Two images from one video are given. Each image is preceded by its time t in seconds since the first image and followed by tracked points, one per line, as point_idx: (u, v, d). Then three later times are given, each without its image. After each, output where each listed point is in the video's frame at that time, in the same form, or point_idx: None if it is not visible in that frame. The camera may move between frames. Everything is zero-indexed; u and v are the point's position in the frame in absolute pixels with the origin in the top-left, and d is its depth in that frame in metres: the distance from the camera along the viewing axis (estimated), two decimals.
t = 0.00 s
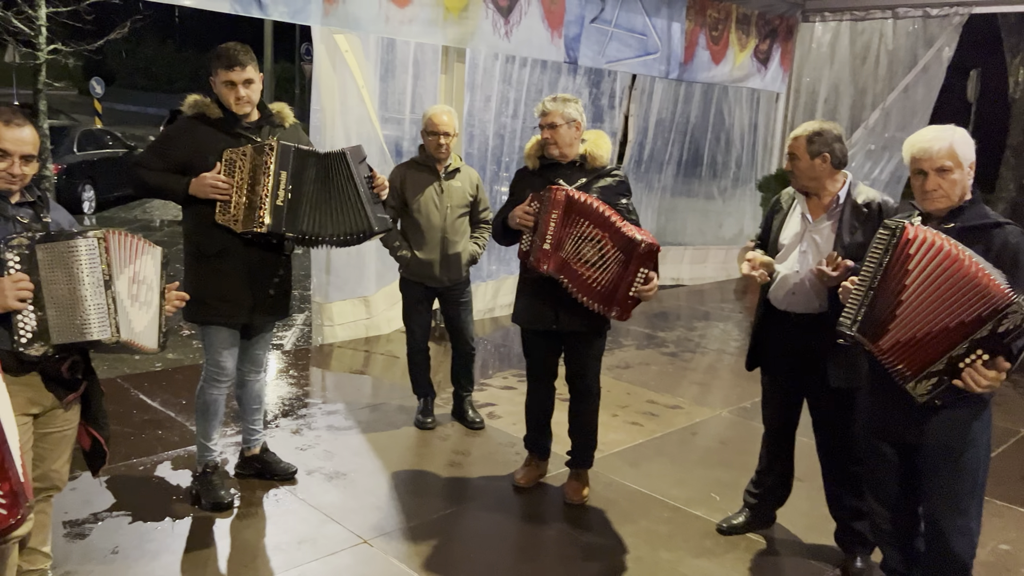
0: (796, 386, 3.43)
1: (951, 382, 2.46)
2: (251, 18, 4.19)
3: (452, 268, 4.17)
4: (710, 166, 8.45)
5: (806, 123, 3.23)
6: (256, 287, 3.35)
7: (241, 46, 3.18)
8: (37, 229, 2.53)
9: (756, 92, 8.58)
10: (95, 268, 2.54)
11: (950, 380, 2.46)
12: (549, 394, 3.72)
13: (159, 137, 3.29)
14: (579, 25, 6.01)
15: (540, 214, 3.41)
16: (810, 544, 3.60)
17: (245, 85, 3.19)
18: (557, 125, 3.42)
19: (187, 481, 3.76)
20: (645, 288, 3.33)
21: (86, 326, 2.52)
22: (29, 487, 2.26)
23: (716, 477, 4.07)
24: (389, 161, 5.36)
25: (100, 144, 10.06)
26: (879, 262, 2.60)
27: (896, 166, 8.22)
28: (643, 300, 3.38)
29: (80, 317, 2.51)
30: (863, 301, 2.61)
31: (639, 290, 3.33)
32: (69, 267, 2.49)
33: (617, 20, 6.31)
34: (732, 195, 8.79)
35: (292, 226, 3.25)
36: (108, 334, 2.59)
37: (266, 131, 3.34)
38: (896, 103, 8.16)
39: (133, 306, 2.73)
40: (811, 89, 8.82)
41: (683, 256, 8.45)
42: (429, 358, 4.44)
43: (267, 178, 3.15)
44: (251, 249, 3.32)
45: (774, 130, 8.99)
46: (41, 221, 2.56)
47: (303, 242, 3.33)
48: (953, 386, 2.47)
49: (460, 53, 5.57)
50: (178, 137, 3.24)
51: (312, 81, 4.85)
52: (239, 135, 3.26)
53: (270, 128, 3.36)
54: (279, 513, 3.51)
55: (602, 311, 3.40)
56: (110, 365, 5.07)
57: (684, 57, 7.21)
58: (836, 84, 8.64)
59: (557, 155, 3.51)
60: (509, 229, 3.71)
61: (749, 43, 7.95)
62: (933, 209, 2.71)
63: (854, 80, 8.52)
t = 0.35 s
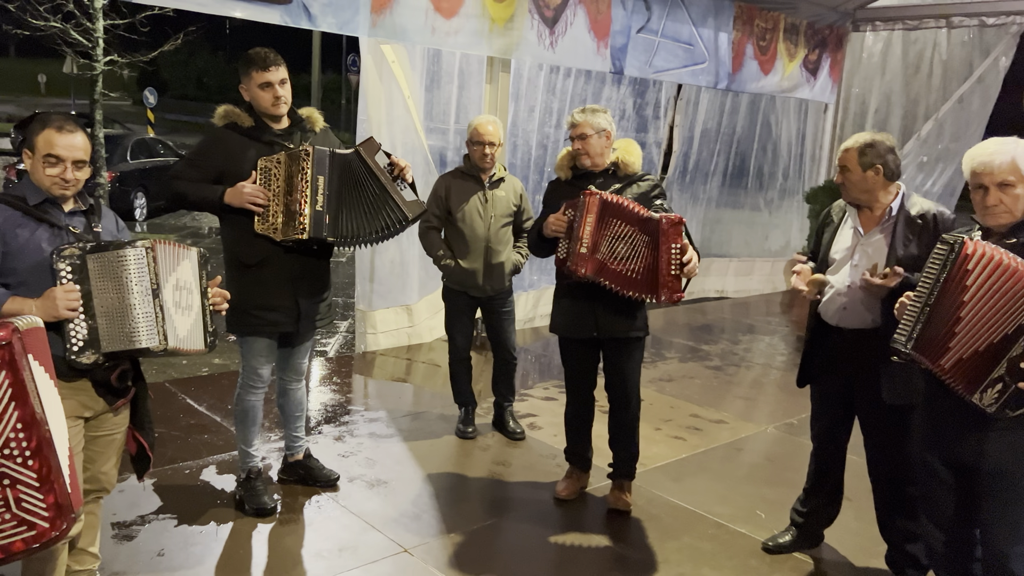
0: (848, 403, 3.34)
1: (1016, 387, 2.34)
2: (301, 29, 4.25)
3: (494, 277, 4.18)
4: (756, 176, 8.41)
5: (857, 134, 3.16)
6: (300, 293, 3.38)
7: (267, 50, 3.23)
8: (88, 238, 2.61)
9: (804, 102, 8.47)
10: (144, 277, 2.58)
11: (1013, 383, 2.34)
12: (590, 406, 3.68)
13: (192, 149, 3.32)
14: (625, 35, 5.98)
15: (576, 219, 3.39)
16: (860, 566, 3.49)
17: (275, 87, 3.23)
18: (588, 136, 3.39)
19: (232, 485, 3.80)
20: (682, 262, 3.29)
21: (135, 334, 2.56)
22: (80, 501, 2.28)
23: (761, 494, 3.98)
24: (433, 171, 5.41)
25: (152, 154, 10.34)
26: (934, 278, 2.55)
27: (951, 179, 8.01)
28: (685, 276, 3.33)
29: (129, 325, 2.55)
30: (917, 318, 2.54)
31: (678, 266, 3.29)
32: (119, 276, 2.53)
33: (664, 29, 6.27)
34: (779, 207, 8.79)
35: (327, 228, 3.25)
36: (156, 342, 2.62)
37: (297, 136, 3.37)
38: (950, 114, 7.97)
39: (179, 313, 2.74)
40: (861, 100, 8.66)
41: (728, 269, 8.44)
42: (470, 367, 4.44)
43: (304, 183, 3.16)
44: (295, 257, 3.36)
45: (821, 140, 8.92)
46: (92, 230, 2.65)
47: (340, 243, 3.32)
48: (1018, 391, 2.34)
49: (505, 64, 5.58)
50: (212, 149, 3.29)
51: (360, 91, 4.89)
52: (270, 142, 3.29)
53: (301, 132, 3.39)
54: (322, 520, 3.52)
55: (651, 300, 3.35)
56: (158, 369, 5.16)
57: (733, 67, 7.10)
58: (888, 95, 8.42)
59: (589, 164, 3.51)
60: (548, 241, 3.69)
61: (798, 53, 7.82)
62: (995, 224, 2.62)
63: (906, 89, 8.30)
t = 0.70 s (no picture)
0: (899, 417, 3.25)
1: None
2: (347, 39, 4.29)
3: (535, 285, 4.16)
4: (801, 185, 8.31)
5: (908, 141, 3.07)
6: (340, 299, 3.41)
7: (299, 57, 3.20)
8: (136, 245, 2.67)
9: (851, 110, 8.35)
10: (189, 282, 2.61)
11: None
12: (630, 415, 3.65)
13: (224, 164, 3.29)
14: (670, 42, 5.93)
15: (614, 226, 3.38)
16: None
17: (312, 92, 3.21)
18: (623, 145, 3.39)
19: (274, 490, 3.84)
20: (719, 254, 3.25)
21: (181, 339, 2.62)
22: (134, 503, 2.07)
23: (807, 509, 3.89)
24: (475, 180, 5.44)
25: (200, 162, 10.59)
26: (993, 286, 2.45)
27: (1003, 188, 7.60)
28: (724, 269, 3.29)
29: (175, 330, 2.60)
30: (973, 327, 2.45)
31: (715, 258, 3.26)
32: (164, 281, 2.56)
33: (710, 37, 6.20)
34: (825, 216, 8.70)
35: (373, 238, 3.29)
36: (202, 346, 2.67)
37: (329, 145, 3.38)
38: (1005, 121, 7.69)
39: (225, 317, 2.76)
40: (911, 107, 8.48)
41: (773, 280, 8.34)
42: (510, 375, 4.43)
43: (345, 194, 3.20)
44: (335, 265, 3.39)
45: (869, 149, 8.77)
46: (141, 236, 2.70)
47: (384, 252, 3.37)
48: None
49: (547, 72, 5.61)
50: (247, 161, 3.26)
51: (403, 101, 4.92)
52: (304, 152, 3.29)
53: (332, 141, 3.40)
54: (363, 525, 3.54)
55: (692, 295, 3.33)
56: (204, 373, 5.26)
57: (780, 74, 6.99)
58: (939, 101, 8.22)
59: (624, 173, 3.47)
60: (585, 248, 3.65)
61: (847, 60, 7.68)
62: None
63: (958, 95, 8.11)
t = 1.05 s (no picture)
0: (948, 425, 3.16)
1: None
2: (385, 46, 4.33)
3: (572, 289, 4.15)
4: (842, 189, 8.18)
5: (958, 142, 3.00)
6: (379, 303, 3.42)
7: (331, 61, 3.23)
8: (176, 249, 2.72)
9: (894, 112, 8.20)
10: (230, 286, 2.66)
11: None
12: (668, 421, 3.60)
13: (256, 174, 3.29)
14: (710, 45, 5.86)
15: (649, 230, 3.34)
16: None
17: (344, 96, 3.23)
18: (656, 149, 3.35)
19: (312, 492, 3.87)
20: (750, 252, 3.24)
21: (223, 342, 2.67)
22: (169, 500, 2.09)
23: (850, 519, 3.80)
24: (511, 185, 5.47)
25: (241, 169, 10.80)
26: None
27: None
28: (756, 267, 3.28)
29: (217, 333, 2.66)
30: None
31: (747, 256, 3.25)
32: (206, 285, 2.60)
33: (751, 39, 6.11)
34: (867, 221, 8.55)
35: (415, 248, 3.30)
36: (243, 348, 2.73)
37: (360, 151, 3.39)
38: None
39: (264, 319, 2.81)
40: (957, 110, 8.18)
41: (815, 286, 8.17)
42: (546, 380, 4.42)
43: (387, 202, 3.22)
44: (374, 272, 3.41)
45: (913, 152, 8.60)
46: (180, 241, 2.75)
47: (427, 259, 3.36)
48: None
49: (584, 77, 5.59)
50: (281, 168, 3.26)
51: (441, 107, 5.00)
52: (340, 159, 3.30)
53: (362, 147, 3.42)
54: (399, 528, 3.55)
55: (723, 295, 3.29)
56: (243, 376, 5.34)
57: (823, 76, 6.86)
58: (987, 102, 7.89)
59: (658, 177, 3.43)
60: (619, 254, 3.62)
61: (891, 61, 7.52)
62: None
63: (1006, 98, 7.77)
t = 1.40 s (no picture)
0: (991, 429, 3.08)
1: None
2: (416, 49, 4.36)
3: (603, 292, 4.12)
4: (879, 189, 8.05)
5: (1002, 140, 2.92)
6: (410, 305, 3.44)
7: (361, 67, 3.26)
8: (202, 252, 2.75)
9: (932, 111, 8.07)
10: (257, 291, 2.70)
11: None
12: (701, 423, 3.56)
13: (288, 181, 3.27)
14: (742, 45, 5.79)
15: (679, 234, 3.36)
16: None
17: (375, 101, 3.26)
18: (686, 151, 3.32)
19: (344, 493, 3.89)
20: (771, 253, 3.16)
21: (252, 347, 2.70)
22: (195, 498, 2.00)
23: (887, 525, 3.72)
24: (541, 188, 5.48)
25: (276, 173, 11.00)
26: None
27: None
28: (776, 271, 3.20)
29: (245, 339, 2.68)
30: None
31: (767, 259, 3.17)
32: (233, 290, 2.64)
33: (785, 38, 6.04)
34: (905, 222, 8.40)
35: (450, 252, 3.32)
36: (271, 354, 2.75)
37: (387, 156, 3.43)
38: None
39: (292, 322, 2.85)
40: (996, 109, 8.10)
41: (851, 288, 8.05)
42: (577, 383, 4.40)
43: (423, 208, 3.24)
44: (407, 275, 3.43)
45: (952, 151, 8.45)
46: (205, 244, 2.79)
47: (461, 263, 3.38)
48: None
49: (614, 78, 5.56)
50: (313, 173, 3.24)
51: (471, 109, 5.01)
52: (371, 164, 3.30)
53: (389, 151, 3.46)
54: (432, 531, 3.54)
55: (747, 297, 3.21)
56: (277, 378, 5.40)
57: (858, 75, 6.74)
58: None
59: (690, 180, 3.41)
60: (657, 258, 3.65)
61: (929, 59, 7.37)
62: None
63: None
